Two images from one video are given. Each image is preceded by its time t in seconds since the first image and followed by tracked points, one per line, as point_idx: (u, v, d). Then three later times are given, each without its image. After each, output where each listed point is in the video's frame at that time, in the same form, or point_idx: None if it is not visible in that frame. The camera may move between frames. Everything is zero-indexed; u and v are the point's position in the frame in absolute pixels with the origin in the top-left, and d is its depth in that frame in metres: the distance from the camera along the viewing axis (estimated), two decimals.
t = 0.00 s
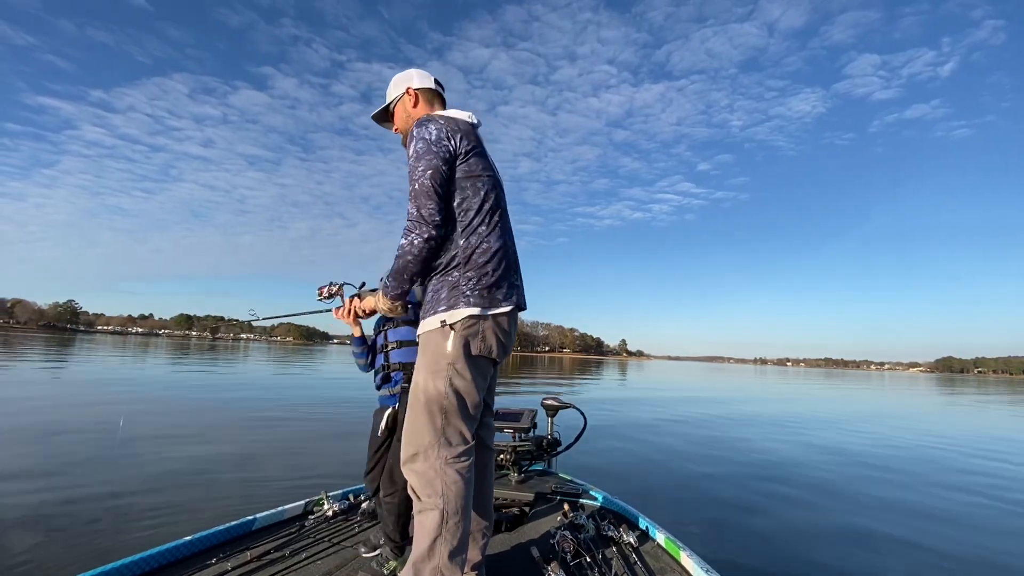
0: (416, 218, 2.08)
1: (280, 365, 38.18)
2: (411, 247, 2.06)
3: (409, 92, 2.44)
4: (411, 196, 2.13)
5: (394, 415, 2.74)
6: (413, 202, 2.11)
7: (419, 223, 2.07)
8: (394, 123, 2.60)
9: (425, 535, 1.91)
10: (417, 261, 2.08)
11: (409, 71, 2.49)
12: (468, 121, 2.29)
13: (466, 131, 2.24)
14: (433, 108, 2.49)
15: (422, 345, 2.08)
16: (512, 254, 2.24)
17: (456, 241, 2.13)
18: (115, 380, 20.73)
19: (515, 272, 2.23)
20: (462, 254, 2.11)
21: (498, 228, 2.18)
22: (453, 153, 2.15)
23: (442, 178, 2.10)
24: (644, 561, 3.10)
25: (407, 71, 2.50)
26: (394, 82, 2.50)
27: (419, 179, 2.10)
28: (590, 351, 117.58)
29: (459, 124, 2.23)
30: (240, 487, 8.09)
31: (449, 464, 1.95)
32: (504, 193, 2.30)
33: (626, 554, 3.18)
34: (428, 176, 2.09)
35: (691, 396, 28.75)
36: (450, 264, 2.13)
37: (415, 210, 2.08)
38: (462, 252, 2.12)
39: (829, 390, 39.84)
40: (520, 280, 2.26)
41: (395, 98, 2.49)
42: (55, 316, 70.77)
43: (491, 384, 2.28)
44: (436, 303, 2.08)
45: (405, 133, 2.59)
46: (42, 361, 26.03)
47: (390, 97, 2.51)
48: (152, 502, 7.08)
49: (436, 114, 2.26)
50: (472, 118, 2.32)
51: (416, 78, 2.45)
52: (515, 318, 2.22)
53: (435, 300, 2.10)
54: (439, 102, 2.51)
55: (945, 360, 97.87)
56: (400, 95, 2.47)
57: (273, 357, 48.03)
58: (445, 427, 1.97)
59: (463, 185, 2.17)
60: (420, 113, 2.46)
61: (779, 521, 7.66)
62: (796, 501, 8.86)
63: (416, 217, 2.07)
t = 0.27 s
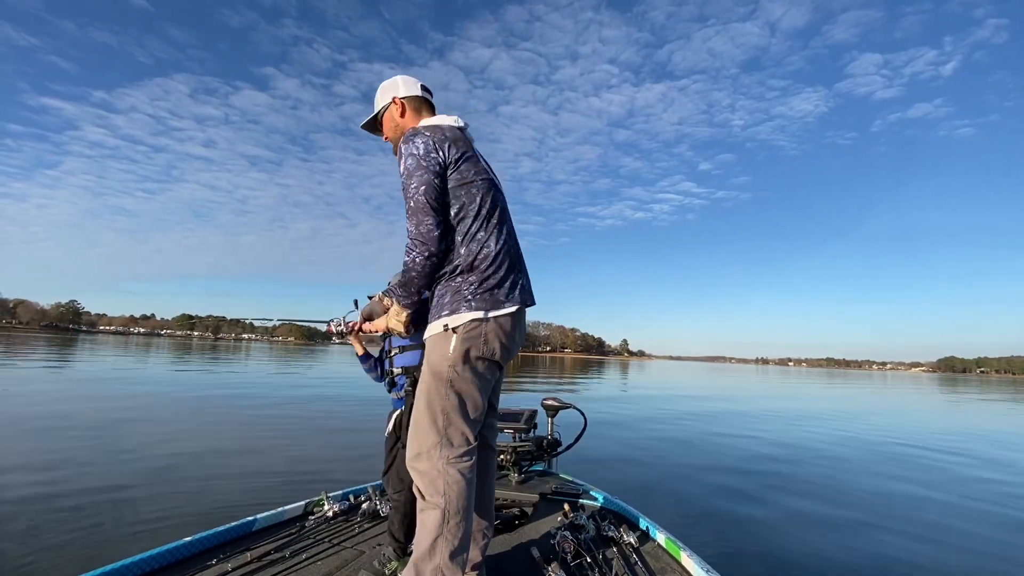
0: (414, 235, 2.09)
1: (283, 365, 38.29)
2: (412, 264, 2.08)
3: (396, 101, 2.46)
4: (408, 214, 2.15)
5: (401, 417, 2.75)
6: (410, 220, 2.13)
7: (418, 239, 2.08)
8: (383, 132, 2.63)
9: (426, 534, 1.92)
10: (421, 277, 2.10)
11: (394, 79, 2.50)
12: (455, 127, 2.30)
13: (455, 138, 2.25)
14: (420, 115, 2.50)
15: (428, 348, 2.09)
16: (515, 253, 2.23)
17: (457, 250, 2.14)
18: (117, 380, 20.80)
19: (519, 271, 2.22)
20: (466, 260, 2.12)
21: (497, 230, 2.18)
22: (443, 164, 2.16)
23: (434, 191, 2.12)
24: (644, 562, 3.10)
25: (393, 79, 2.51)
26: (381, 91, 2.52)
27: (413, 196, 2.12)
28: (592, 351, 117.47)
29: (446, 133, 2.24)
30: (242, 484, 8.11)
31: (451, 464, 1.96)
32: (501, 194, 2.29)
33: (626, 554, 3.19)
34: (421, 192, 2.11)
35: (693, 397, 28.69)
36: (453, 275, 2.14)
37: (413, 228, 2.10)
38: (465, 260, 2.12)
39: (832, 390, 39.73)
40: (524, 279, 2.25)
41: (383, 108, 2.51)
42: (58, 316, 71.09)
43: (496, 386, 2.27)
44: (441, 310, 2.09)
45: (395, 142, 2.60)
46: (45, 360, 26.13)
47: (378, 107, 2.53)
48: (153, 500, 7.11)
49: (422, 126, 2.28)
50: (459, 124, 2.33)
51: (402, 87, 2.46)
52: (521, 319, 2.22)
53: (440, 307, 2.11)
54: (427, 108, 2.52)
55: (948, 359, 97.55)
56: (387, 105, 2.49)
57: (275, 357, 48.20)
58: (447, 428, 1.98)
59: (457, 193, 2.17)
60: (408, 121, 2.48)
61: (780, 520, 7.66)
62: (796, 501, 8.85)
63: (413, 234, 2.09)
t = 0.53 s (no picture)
0: (413, 246, 2.10)
1: (284, 365, 38.37)
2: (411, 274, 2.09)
3: (388, 112, 2.47)
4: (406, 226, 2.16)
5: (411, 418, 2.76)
6: (408, 231, 2.14)
7: (417, 250, 2.08)
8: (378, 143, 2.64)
9: (426, 534, 1.93)
10: (423, 287, 2.11)
11: (386, 90, 2.52)
12: (448, 133, 2.30)
13: (449, 144, 2.25)
14: (414, 125, 2.50)
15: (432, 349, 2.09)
16: (517, 252, 2.23)
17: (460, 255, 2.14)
18: (118, 379, 20.83)
19: (522, 269, 2.22)
20: (468, 262, 2.12)
21: (497, 231, 2.18)
22: (438, 172, 2.16)
23: (431, 200, 2.13)
24: (645, 562, 3.10)
25: (385, 91, 2.52)
26: (374, 103, 2.54)
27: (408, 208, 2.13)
28: (593, 351, 117.41)
29: (439, 140, 2.24)
30: (243, 483, 8.13)
31: (451, 464, 1.96)
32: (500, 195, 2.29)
33: (626, 554, 3.19)
34: (416, 202, 2.12)
35: (695, 397, 28.65)
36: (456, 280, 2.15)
37: (412, 239, 2.11)
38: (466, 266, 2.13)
39: (833, 390, 39.65)
40: (528, 276, 2.24)
41: (376, 119, 2.53)
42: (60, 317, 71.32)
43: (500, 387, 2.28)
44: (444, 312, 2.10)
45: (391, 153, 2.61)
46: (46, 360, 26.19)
47: (371, 119, 2.55)
48: (154, 499, 7.12)
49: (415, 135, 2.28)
50: (452, 129, 2.33)
51: (395, 98, 2.47)
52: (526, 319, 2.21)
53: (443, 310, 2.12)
54: (421, 118, 2.52)
55: (951, 359, 97.30)
56: (380, 116, 2.50)
57: (277, 357, 48.30)
58: (448, 429, 1.98)
59: (454, 198, 2.17)
60: (401, 132, 2.49)
61: (781, 521, 7.65)
62: (797, 501, 8.84)
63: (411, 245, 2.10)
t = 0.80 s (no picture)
0: (389, 254, 2.24)
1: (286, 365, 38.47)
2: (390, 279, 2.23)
3: (386, 126, 2.49)
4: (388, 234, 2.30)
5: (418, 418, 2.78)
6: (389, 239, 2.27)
7: (392, 259, 2.24)
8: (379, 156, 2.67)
9: (418, 533, 1.95)
10: (395, 292, 2.30)
11: (386, 105, 2.54)
12: (439, 140, 2.33)
13: (436, 150, 2.27)
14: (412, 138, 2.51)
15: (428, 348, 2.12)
16: (515, 250, 2.20)
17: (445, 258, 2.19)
18: (120, 380, 20.89)
19: (520, 266, 2.18)
20: (462, 264, 2.13)
21: (489, 230, 2.16)
22: (422, 179, 2.21)
23: (412, 208, 2.20)
24: (644, 561, 3.10)
25: (385, 105, 2.55)
26: (375, 117, 2.57)
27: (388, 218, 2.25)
28: (594, 351, 117.35)
29: (427, 147, 2.27)
30: (243, 483, 8.14)
31: (441, 463, 1.97)
32: (495, 194, 2.26)
33: (626, 554, 3.18)
34: (396, 211, 2.22)
35: (696, 397, 28.60)
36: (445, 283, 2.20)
37: (388, 247, 2.25)
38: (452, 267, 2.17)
39: (835, 390, 39.60)
40: (528, 274, 2.20)
41: (375, 133, 2.56)
42: (63, 317, 71.60)
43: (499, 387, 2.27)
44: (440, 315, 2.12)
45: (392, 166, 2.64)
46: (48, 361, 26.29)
47: (371, 134, 2.58)
48: (156, 498, 7.14)
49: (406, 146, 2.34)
50: (443, 136, 2.35)
51: (393, 112, 2.48)
52: (526, 319, 2.18)
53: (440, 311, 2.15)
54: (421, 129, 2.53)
55: (953, 359, 97.07)
56: (379, 130, 2.53)
57: (278, 357, 48.42)
58: (439, 428, 1.99)
59: (441, 202, 2.19)
60: (398, 145, 2.50)
61: (781, 520, 7.65)
62: (798, 501, 8.84)
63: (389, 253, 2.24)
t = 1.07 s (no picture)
0: (377, 262, 2.26)
1: (287, 365, 38.55)
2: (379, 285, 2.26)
3: (385, 140, 2.51)
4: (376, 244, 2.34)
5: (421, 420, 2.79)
6: (376, 248, 2.30)
7: (380, 266, 2.25)
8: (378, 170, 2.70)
9: (415, 533, 1.96)
10: (385, 299, 2.29)
11: (387, 119, 2.56)
12: (428, 147, 2.37)
13: (421, 156, 2.32)
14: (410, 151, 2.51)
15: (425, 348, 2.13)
16: (508, 242, 2.17)
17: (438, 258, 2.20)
18: (121, 380, 20.93)
19: (514, 258, 2.15)
20: (453, 263, 2.15)
21: (478, 226, 2.15)
22: (406, 185, 2.26)
23: (397, 214, 2.26)
24: (644, 561, 3.10)
25: (386, 120, 2.57)
26: (375, 131, 2.59)
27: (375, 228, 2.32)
28: (595, 351, 117.32)
29: (411, 155, 2.32)
30: (245, 482, 8.17)
31: (436, 463, 1.98)
32: (483, 190, 2.27)
33: (626, 554, 3.18)
34: (381, 220, 2.28)
35: (697, 397, 28.59)
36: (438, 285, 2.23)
37: (375, 256, 2.27)
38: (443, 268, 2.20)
39: (836, 390, 39.59)
40: (525, 266, 2.17)
41: (375, 148, 2.58)
42: (65, 317, 71.75)
43: (497, 388, 2.28)
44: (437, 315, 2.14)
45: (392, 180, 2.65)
46: (50, 361, 26.37)
47: (371, 148, 2.60)
48: (157, 497, 7.16)
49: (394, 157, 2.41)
50: (431, 143, 2.39)
51: (391, 127, 2.50)
52: (526, 316, 2.14)
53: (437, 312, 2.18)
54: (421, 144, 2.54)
55: (955, 359, 96.92)
56: (378, 145, 2.55)
57: (279, 358, 48.53)
58: (434, 427, 2.00)
59: (428, 204, 2.22)
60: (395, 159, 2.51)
61: (783, 521, 7.65)
62: (799, 501, 8.84)
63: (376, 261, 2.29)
